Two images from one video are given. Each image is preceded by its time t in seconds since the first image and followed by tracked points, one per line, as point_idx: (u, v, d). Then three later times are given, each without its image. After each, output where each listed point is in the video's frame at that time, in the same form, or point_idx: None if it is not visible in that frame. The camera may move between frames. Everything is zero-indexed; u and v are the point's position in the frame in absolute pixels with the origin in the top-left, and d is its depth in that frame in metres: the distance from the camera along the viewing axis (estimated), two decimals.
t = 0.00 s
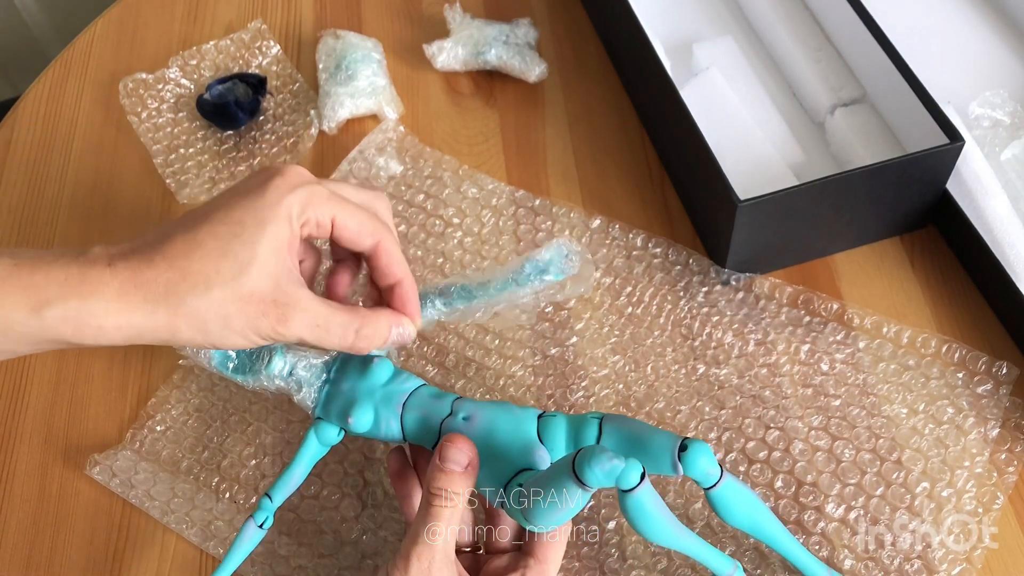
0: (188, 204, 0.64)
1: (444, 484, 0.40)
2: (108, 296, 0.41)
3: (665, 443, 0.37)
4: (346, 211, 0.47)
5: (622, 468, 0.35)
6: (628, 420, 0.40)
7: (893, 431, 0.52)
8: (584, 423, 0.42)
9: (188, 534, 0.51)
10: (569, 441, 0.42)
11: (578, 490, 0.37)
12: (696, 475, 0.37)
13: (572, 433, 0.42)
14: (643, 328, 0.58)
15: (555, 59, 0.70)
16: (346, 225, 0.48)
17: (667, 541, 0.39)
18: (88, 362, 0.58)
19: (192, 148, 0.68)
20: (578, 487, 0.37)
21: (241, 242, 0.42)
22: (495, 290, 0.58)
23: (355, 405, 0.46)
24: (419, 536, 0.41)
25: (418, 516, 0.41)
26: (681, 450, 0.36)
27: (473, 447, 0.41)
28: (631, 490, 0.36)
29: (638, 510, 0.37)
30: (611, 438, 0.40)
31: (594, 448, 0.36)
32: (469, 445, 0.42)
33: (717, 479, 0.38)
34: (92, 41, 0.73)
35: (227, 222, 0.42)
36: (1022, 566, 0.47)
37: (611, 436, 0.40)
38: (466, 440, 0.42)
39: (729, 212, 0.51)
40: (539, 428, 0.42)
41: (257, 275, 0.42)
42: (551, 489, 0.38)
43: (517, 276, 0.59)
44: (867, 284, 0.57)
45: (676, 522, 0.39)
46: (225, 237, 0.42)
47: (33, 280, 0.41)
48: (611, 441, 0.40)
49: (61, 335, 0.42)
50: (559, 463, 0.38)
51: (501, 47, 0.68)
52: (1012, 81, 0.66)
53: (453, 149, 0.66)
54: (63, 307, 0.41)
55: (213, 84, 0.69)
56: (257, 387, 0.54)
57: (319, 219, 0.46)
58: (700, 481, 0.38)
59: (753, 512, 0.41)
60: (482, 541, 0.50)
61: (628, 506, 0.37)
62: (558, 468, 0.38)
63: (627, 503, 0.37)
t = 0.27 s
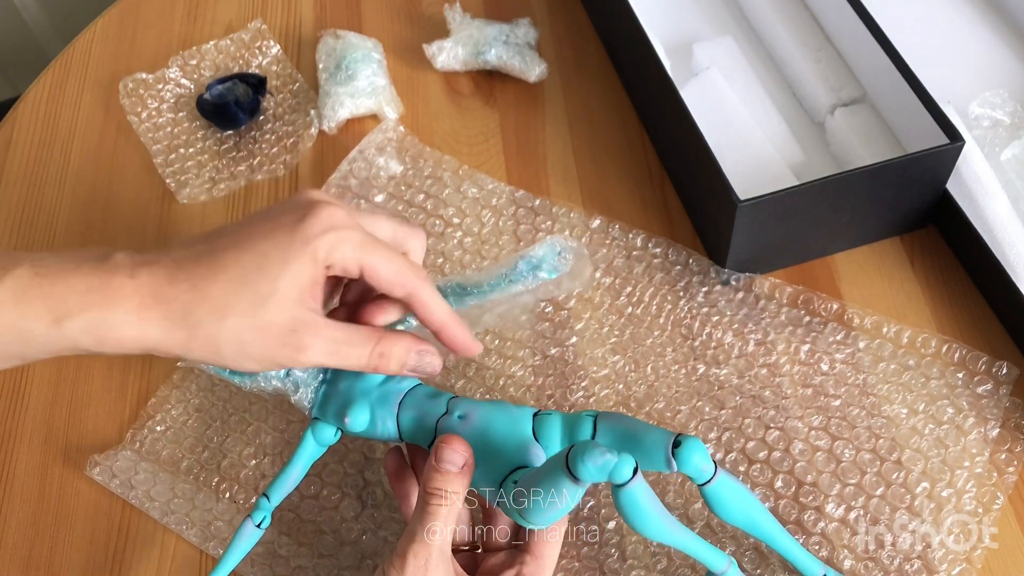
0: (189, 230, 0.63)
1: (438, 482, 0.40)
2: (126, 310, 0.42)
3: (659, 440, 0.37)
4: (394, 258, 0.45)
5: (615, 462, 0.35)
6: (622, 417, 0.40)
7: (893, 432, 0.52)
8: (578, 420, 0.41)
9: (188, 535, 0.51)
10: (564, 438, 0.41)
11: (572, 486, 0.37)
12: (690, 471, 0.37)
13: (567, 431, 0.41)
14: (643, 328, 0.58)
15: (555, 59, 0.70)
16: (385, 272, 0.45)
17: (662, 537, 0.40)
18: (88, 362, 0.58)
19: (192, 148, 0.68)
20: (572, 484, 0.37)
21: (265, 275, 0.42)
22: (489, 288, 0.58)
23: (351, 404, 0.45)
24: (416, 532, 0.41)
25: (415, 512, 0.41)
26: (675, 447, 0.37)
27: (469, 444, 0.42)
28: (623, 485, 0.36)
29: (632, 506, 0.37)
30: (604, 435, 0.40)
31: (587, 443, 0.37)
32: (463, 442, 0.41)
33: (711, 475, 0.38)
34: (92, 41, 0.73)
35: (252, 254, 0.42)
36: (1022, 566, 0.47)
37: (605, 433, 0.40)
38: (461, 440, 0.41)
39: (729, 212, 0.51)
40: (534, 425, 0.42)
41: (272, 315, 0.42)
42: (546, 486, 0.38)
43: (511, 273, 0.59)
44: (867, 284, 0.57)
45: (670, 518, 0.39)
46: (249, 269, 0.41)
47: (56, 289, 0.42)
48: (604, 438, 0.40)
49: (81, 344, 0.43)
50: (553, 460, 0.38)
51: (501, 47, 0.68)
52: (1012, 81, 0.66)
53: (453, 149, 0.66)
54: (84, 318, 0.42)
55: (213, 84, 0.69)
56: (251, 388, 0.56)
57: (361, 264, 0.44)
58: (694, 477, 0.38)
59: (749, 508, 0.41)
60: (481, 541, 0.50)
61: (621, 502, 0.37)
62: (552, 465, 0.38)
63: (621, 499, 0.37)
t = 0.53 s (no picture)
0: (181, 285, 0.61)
1: (446, 491, 0.39)
2: (168, 207, 0.46)
3: (664, 441, 0.37)
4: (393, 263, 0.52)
5: (625, 467, 0.35)
6: (626, 418, 0.40)
7: (893, 432, 0.52)
8: (581, 422, 0.41)
9: (188, 535, 0.51)
10: (567, 439, 0.41)
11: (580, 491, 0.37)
12: (696, 473, 0.37)
13: (570, 433, 0.41)
14: (643, 328, 0.58)
15: (555, 59, 0.70)
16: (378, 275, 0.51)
17: (668, 540, 0.40)
18: (88, 363, 0.58)
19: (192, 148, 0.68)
20: (580, 488, 0.37)
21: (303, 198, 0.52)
22: (492, 288, 0.51)
23: (351, 406, 0.45)
24: (420, 537, 0.41)
25: (419, 516, 0.41)
26: (681, 449, 0.36)
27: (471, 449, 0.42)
28: (633, 489, 0.36)
29: (640, 509, 0.37)
30: (609, 437, 0.40)
31: (594, 447, 0.36)
32: (466, 446, 0.41)
33: (716, 477, 0.38)
34: (92, 41, 0.73)
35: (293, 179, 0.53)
36: (1022, 566, 0.47)
37: (609, 435, 0.40)
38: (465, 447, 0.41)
39: (729, 212, 0.51)
40: (536, 427, 0.42)
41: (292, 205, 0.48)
42: (552, 491, 0.38)
43: (513, 271, 0.51)
44: (867, 284, 0.57)
45: (677, 520, 0.39)
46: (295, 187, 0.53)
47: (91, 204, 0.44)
48: (609, 439, 0.40)
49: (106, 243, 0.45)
50: (560, 462, 0.38)
51: (501, 47, 0.68)
52: (1012, 82, 0.66)
53: (453, 149, 0.66)
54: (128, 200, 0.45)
55: (213, 84, 0.69)
56: (248, 392, 0.55)
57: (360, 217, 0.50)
58: (699, 478, 0.38)
59: (752, 509, 0.41)
60: (481, 541, 0.50)
61: (630, 505, 0.37)
62: (558, 469, 0.38)
63: (629, 503, 0.37)
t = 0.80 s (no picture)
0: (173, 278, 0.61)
1: (445, 490, 0.39)
2: (189, 176, 0.49)
3: (663, 440, 0.37)
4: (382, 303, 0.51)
5: (625, 461, 0.36)
6: (626, 416, 0.40)
7: (893, 432, 0.52)
8: (581, 420, 0.41)
9: (188, 535, 0.51)
10: (568, 438, 0.42)
11: (581, 488, 0.37)
12: (696, 470, 0.37)
13: (570, 431, 0.41)
14: (643, 328, 0.58)
15: (555, 59, 0.70)
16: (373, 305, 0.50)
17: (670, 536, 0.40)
18: (88, 363, 0.58)
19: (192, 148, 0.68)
20: (581, 484, 0.37)
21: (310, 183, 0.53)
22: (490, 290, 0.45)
23: (350, 406, 0.45)
24: (420, 537, 0.41)
25: (419, 516, 0.41)
26: (681, 446, 0.36)
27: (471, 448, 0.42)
28: (634, 483, 0.36)
29: (641, 505, 0.37)
30: (609, 435, 0.40)
31: (595, 442, 0.37)
32: (465, 445, 0.41)
33: (716, 475, 0.38)
34: (91, 41, 0.73)
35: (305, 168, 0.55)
36: (1022, 566, 0.47)
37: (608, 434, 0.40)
38: (465, 446, 0.41)
39: (729, 212, 0.51)
40: (536, 426, 0.42)
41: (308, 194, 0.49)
42: (553, 488, 0.38)
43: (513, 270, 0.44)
44: (867, 284, 0.57)
45: (678, 516, 0.39)
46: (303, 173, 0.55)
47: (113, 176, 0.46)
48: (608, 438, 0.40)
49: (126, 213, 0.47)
50: (560, 460, 0.38)
51: (501, 47, 0.67)
52: (1012, 82, 0.66)
53: (453, 149, 0.66)
54: (150, 170, 0.47)
55: (213, 84, 0.69)
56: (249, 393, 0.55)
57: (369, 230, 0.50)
58: (699, 476, 0.38)
59: (752, 508, 0.41)
60: (481, 541, 0.50)
61: (631, 501, 0.37)
62: (558, 466, 0.38)
63: (631, 498, 0.37)
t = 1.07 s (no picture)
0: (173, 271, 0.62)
1: (445, 491, 0.39)
2: (180, 164, 0.48)
3: (663, 438, 0.37)
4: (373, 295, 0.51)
5: (627, 456, 0.35)
6: (625, 415, 0.40)
7: (893, 432, 0.52)
8: (581, 420, 0.41)
9: (188, 535, 0.51)
10: (567, 438, 0.42)
11: (582, 484, 0.37)
12: (696, 468, 0.37)
13: (570, 431, 0.42)
14: (643, 328, 0.58)
15: (555, 59, 0.70)
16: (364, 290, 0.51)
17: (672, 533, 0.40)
18: (88, 363, 0.58)
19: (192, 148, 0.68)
20: (582, 480, 0.37)
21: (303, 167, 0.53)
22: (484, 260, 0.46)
23: (350, 405, 0.45)
24: (420, 537, 0.41)
25: (419, 517, 0.41)
26: (681, 443, 0.37)
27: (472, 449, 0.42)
28: (636, 478, 0.36)
29: (642, 500, 0.37)
30: (609, 434, 0.40)
31: (596, 438, 0.37)
32: (465, 445, 0.41)
33: (716, 473, 0.38)
34: (91, 41, 0.73)
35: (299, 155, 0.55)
36: (1022, 566, 0.47)
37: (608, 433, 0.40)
38: (465, 446, 0.41)
39: (729, 212, 0.51)
40: (536, 425, 0.42)
41: (300, 176, 0.49)
42: (554, 485, 0.38)
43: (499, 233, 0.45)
44: (867, 284, 0.57)
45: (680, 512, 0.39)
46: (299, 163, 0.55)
47: (106, 164, 0.46)
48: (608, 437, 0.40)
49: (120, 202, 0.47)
50: (561, 457, 0.38)
51: (501, 47, 0.67)
52: (1012, 81, 0.66)
53: (453, 149, 0.66)
54: (141, 159, 0.47)
55: (213, 84, 0.68)
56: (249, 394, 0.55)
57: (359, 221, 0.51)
58: (699, 474, 0.38)
59: (752, 506, 0.41)
60: (481, 541, 0.50)
61: (632, 497, 0.37)
62: (560, 462, 0.38)
63: (631, 494, 0.37)
